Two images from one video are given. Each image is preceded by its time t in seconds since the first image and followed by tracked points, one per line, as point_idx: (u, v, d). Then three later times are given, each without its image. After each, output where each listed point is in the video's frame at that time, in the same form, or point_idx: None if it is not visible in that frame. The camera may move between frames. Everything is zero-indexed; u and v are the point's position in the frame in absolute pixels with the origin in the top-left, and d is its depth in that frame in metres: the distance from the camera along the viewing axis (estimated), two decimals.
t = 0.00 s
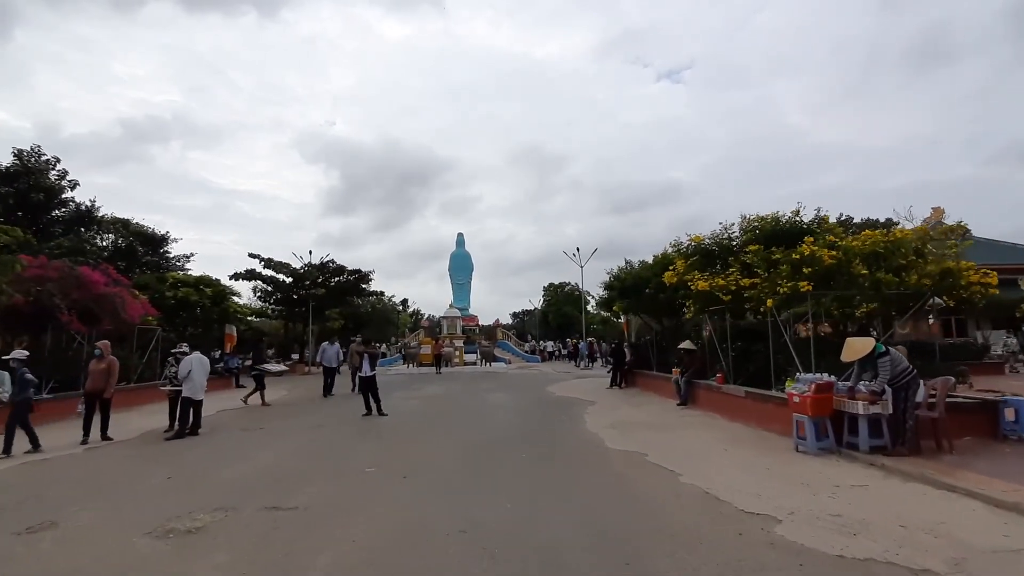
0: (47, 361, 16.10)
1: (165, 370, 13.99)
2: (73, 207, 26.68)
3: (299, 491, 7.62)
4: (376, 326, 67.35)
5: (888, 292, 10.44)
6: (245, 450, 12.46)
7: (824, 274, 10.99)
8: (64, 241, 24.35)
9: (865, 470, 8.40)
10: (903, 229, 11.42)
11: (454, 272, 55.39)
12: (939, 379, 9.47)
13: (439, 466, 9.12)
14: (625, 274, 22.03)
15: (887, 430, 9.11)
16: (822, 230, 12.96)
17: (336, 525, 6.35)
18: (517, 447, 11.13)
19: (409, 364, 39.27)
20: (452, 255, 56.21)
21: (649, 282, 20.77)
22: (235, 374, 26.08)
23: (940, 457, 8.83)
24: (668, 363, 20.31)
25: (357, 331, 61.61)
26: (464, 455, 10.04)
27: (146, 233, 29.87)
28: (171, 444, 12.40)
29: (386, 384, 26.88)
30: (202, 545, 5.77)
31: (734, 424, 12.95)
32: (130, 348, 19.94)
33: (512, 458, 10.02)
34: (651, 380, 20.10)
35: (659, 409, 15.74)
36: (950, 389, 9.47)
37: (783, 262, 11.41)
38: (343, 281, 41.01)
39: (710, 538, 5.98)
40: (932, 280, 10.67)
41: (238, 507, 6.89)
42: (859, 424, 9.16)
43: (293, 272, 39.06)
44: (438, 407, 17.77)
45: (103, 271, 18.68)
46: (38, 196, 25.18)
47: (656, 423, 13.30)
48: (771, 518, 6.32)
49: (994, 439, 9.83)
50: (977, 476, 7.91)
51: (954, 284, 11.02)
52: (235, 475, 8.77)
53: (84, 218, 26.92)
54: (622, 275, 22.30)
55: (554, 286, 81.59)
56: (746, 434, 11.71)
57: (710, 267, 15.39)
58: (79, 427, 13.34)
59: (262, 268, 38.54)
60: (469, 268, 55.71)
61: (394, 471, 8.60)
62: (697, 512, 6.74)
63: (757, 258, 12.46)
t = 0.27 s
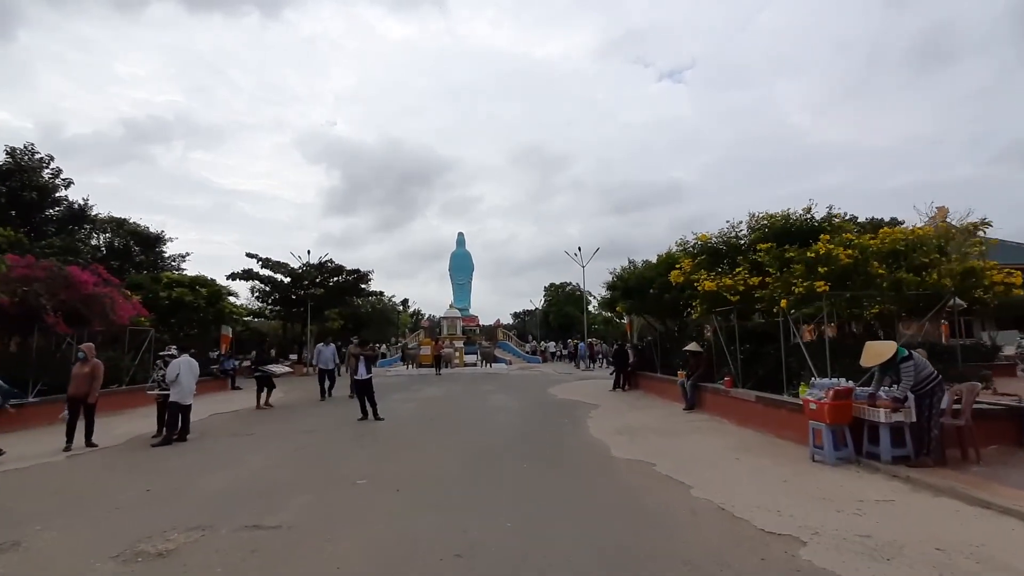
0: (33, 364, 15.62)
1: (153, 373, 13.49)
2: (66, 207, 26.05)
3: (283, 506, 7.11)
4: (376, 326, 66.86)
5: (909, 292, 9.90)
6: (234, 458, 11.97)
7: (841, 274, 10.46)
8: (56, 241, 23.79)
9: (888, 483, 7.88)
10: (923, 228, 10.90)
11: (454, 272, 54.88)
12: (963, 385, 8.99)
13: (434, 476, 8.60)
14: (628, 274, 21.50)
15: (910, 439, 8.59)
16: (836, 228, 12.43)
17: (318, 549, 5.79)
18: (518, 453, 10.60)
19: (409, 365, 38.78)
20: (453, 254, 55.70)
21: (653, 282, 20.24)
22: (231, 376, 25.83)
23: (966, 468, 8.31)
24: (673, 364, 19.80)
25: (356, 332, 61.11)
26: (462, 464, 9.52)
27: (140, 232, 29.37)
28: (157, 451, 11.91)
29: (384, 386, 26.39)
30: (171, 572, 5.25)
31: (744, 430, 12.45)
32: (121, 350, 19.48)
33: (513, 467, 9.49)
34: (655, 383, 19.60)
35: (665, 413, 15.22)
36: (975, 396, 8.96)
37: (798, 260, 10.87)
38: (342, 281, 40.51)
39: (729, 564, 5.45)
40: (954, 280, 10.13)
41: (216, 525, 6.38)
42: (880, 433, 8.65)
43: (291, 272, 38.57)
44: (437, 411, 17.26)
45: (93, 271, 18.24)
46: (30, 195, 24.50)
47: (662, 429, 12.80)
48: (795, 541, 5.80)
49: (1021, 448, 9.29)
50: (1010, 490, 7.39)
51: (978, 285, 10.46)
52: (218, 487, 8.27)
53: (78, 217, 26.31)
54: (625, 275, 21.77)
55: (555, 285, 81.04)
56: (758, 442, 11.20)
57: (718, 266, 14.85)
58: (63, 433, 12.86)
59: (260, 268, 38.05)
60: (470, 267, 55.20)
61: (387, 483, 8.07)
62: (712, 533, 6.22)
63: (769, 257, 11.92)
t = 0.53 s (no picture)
0: (21, 362, 15.17)
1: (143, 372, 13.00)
2: (61, 203, 25.49)
3: (272, 512, 6.62)
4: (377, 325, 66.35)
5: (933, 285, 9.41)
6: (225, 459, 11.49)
7: (860, 266, 10.00)
8: (50, 238, 23.28)
9: (918, 487, 7.38)
10: (945, 219, 10.44)
11: (456, 271, 54.38)
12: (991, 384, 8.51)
13: (434, 479, 8.10)
14: (633, 271, 21.04)
15: (937, 441, 8.11)
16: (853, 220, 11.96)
17: (305, 563, 5.27)
18: (522, 455, 10.10)
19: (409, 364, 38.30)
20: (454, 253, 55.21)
21: (659, 279, 19.76)
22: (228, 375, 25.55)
23: (999, 472, 7.80)
24: (679, 364, 19.29)
25: (356, 331, 60.61)
26: (463, 466, 9.01)
27: (136, 230, 28.93)
28: (145, 452, 11.42)
29: (383, 385, 25.90)
30: None
31: (755, 430, 11.99)
32: (114, 348, 19.02)
33: (517, 470, 8.98)
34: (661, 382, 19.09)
35: (673, 414, 14.73)
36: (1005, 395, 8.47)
37: (815, 253, 10.38)
38: (342, 280, 40.02)
39: None
40: (980, 273, 9.65)
41: (196, 535, 5.90)
42: (906, 435, 8.16)
43: (290, 270, 38.10)
44: (437, 411, 16.79)
45: (85, 267, 17.84)
46: (24, 192, 23.94)
47: (671, 430, 12.31)
48: (827, 554, 5.31)
49: None
50: None
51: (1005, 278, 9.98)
52: (204, 491, 7.80)
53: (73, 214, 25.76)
54: (630, 272, 21.28)
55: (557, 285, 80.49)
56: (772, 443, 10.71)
57: (728, 262, 14.37)
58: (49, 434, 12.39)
59: (259, 266, 37.57)
60: (471, 267, 54.70)
61: (383, 488, 7.57)
62: (735, 544, 5.72)
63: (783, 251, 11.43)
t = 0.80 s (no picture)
0: (8, 365, 14.71)
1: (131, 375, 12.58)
2: (55, 202, 24.88)
3: (255, 532, 6.14)
4: (377, 326, 65.89)
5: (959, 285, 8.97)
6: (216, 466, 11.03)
7: (881, 265, 9.54)
8: (43, 237, 22.75)
9: (949, 503, 6.90)
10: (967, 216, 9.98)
11: (456, 271, 53.91)
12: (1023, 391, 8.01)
13: (432, 492, 7.61)
14: (637, 271, 20.56)
15: (968, 451, 7.62)
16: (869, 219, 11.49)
17: None
18: (526, 463, 9.63)
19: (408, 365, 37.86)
20: (455, 253, 54.73)
21: (664, 279, 19.34)
22: (223, 377, 25.29)
23: None
24: (684, 365, 18.83)
25: (356, 332, 60.16)
26: (464, 477, 8.52)
27: (131, 229, 28.46)
28: (132, 460, 10.96)
29: (382, 387, 25.46)
30: None
31: (768, 437, 11.54)
32: (105, 350, 18.57)
33: (521, 480, 8.51)
34: (667, 385, 18.64)
35: (680, 419, 14.25)
36: None
37: (834, 251, 9.92)
38: (341, 280, 39.56)
39: None
40: (1009, 273, 9.19)
41: (172, 560, 5.44)
42: (933, 445, 7.69)
43: (289, 270, 37.64)
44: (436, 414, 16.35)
45: (75, 266, 17.38)
46: (17, 190, 23.27)
47: (679, 436, 11.85)
48: None
49: None
50: None
51: None
52: (188, 505, 7.35)
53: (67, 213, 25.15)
54: (634, 272, 20.85)
55: (558, 285, 80.02)
56: (786, 451, 10.23)
57: (737, 260, 13.90)
58: (34, 440, 11.95)
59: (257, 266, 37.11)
60: (472, 266, 54.23)
61: (377, 501, 7.11)
62: (757, 568, 5.27)
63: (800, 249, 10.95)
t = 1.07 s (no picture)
0: None
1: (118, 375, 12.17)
2: (49, 199, 24.35)
3: (236, 541, 5.70)
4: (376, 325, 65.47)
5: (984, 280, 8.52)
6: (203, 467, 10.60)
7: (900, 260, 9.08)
8: (35, 234, 22.26)
9: (980, 509, 6.45)
10: (987, 207, 9.50)
11: (456, 270, 53.51)
12: None
13: (429, 498, 7.17)
14: (640, 269, 20.12)
15: (997, 455, 7.17)
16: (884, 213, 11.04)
17: None
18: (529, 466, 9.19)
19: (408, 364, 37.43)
20: (455, 252, 54.32)
21: (668, 276, 18.94)
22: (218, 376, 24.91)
23: None
24: (689, 365, 18.39)
25: (356, 332, 59.75)
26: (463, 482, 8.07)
27: (127, 226, 27.94)
28: (117, 462, 10.53)
29: (381, 387, 25.03)
30: None
31: (779, 438, 11.14)
32: (96, 349, 18.16)
33: (522, 485, 8.06)
34: (671, 385, 18.20)
35: (687, 419, 13.79)
36: None
37: (850, 245, 9.45)
38: (340, 279, 39.15)
39: None
40: None
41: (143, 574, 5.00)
42: (960, 447, 7.24)
43: (287, 269, 37.23)
44: (435, 415, 15.91)
45: (64, 262, 17.00)
46: (10, 187, 22.70)
47: (686, 437, 11.41)
48: None
49: None
50: None
51: None
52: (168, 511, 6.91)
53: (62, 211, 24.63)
54: (638, 269, 20.43)
55: (559, 284, 79.59)
56: (800, 454, 9.78)
57: (744, 256, 13.45)
58: (16, 442, 11.52)
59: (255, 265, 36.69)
60: (472, 265, 53.82)
61: (368, 508, 6.67)
62: None
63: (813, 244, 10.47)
